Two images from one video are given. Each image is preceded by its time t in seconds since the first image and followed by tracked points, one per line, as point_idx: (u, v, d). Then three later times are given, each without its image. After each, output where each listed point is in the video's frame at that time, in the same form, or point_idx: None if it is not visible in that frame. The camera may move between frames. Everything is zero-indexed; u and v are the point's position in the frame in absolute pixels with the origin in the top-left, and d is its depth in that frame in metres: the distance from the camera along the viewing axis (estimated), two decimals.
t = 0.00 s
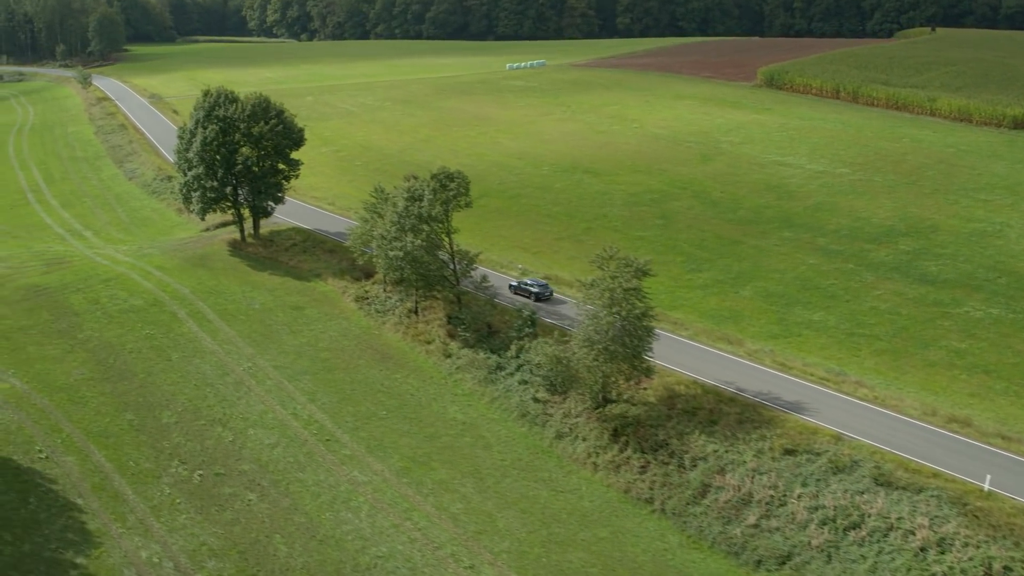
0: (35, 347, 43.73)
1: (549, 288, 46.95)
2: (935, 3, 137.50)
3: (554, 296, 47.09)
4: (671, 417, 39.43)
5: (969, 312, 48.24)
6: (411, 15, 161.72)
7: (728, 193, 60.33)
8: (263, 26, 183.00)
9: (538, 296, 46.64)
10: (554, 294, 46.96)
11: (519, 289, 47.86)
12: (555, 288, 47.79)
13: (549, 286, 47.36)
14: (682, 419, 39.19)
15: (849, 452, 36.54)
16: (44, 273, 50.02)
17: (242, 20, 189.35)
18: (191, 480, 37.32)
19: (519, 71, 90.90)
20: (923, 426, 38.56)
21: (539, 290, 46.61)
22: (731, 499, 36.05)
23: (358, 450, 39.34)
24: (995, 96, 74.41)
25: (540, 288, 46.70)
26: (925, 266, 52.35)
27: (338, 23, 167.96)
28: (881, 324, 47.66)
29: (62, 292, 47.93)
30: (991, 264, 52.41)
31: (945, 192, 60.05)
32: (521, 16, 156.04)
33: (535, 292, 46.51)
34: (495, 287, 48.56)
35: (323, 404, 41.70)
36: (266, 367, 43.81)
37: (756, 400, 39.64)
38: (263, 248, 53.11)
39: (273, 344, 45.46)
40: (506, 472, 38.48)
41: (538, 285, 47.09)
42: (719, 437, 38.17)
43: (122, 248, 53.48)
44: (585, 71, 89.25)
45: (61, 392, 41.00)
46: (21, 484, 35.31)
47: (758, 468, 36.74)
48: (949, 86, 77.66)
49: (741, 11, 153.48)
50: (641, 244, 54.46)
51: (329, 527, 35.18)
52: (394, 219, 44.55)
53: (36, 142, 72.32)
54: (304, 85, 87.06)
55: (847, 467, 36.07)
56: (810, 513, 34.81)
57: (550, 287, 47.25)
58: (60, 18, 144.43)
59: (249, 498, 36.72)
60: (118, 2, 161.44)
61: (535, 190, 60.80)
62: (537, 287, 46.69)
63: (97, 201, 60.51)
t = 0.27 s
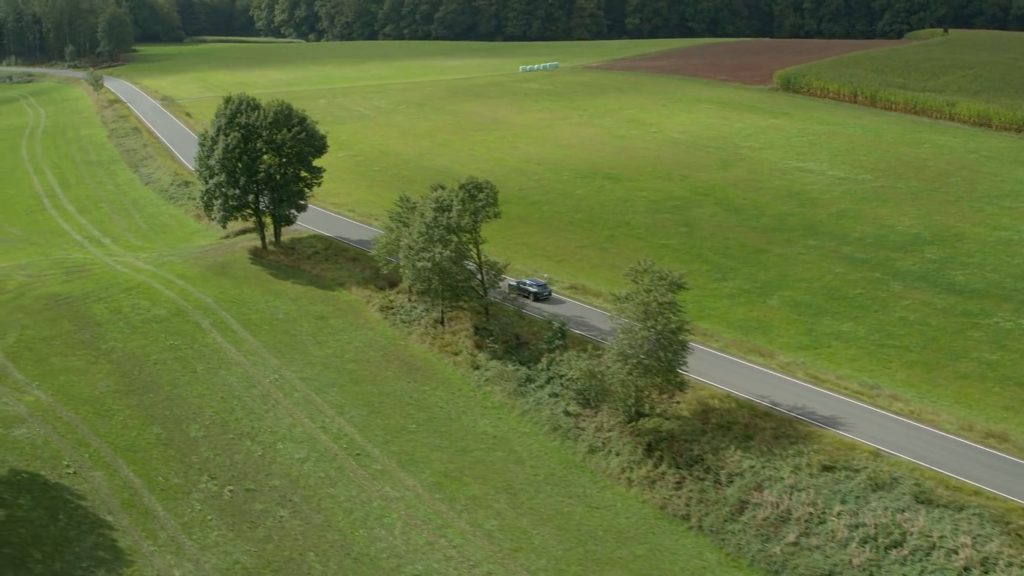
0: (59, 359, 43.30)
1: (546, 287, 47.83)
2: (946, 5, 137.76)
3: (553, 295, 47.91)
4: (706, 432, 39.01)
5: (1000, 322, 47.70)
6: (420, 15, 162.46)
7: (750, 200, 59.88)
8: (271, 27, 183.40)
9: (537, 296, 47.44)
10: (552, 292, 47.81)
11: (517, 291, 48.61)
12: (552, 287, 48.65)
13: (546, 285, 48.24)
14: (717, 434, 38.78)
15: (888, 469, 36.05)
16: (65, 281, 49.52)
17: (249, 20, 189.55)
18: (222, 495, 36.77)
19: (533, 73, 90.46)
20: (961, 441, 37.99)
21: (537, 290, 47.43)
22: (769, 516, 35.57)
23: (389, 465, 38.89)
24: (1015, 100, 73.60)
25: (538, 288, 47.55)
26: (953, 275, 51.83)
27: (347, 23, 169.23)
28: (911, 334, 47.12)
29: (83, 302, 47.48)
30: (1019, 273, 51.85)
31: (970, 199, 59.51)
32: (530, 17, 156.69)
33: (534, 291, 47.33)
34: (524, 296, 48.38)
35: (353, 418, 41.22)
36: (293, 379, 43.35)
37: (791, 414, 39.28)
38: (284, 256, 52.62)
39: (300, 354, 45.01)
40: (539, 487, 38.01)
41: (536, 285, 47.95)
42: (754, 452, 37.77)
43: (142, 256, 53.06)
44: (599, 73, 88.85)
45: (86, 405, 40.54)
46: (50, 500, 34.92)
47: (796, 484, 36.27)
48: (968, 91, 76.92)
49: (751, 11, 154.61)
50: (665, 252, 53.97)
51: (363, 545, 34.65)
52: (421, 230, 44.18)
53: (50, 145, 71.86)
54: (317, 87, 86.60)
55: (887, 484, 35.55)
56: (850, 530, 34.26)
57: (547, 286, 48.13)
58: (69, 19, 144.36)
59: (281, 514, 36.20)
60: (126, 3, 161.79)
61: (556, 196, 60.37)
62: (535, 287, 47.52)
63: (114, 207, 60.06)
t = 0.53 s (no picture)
0: (83, 370, 42.72)
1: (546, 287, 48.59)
2: (955, 6, 138.08)
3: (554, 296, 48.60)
4: (741, 447, 38.60)
5: None
6: (428, 15, 163.31)
7: (773, 207, 59.45)
8: (279, 27, 183.64)
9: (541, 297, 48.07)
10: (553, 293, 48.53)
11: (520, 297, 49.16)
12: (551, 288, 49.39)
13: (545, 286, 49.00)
14: (752, 450, 38.37)
15: (928, 486, 35.50)
16: (85, 290, 49.02)
17: (257, 20, 189.66)
18: (253, 512, 36.03)
19: (546, 75, 90.12)
20: (1001, 458, 37.40)
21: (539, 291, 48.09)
22: (808, 534, 35.02)
23: (420, 480, 38.37)
24: None
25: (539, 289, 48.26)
26: (980, 284, 51.31)
27: (355, 23, 170.44)
28: (941, 345, 46.53)
29: (105, 311, 46.95)
30: None
31: (994, 207, 59.01)
32: (538, 18, 157.15)
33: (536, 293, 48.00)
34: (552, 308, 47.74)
35: (382, 431, 40.75)
36: (319, 391, 42.86)
37: (826, 429, 38.89)
38: (306, 264, 52.41)
39: (326, 366, 44.55)
40: (574, 503, 37.50)
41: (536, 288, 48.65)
42: (791, 468, 37.30)
43: (162, 264, 52.56)
44: (613, 76, 88.50)
45: (112, 419, 39.84)
46: (78, 516, 33.96)
47: (834, 501, 35.72)
48: (987, 94, 76.42)
49: (760, 11, 155.13)
50: (690, 260, 53.49)
51: (398, 562, 34.04)
52: (449, 241, 43.75)
53: (63, 149, 71.29)
54: (330, 90, 86.09)
55: (927, 502, 34.94)
56: (891, 548, 33.63)
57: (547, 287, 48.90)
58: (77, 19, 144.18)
59: (313, 531, 35.49)
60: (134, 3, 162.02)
61: (577, 203, 59.92)
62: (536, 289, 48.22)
63: (131, 212, 59.56)
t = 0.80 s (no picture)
0: (104, 380, 42.31)
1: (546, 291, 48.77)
2: (965, 6, 137.92)
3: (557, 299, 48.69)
4: (771, 460, 38.21)
5: None
6: (436, 15, 163.08)
7: (792, 213, 59.09)
8: (285, 26, 183.44)
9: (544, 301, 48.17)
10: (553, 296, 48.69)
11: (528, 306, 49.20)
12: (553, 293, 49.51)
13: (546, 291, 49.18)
14: (782, 462, 37.97)
15: (962, 500, 34.88)
16: (103, 297, 48.62)
17: (263, 20, 189.26)
18: (280, 525, 35.49)
19: (558, 77, 89.72)
20: None
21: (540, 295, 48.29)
22: (841, 549, 34.43)
23: (447, 493, 37.89)
24: None
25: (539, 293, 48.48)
26: (1004, 292, 50.83)
27: (362, 22, 170.41)
28: (967, 354, 46.00)
29: (124, 319, 46.54)
30: None
31: (1015, 212, 58.56)
32: (546, 17, 156.83)
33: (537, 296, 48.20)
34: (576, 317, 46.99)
35: (407, 442, 40.36)
36: (343, 401, 42.48)
37: (856, 442, 38.50)
38: (325, 271, 52.15)
39: (348, 375, 44.19)
40: (603, 516, 37.03)
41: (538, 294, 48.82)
42: (822, 482, 36.83)
43: (179, 270, 52.20)
44: (626, 78, 88.14)
45: (135, 430, 39.35)
46: (104, 529, 33.59)
47: (867, 516, 35.14)
48: (1003, 97, 75.90)
49: (768, 11, 155.02)
50: (710, 267, 53.08)
51: None
52: (473, 250, 43.38)
53: (74, 151, 70.82)
54: (342, 91, 85.63)
55: (961, 516, 34.31)
56: (927, 564, 32.93)
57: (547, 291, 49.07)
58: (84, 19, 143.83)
59: (341, 545, 34.92)
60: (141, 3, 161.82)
61: (595, 208, 59.53)
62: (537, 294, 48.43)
63: (146, 217, 59.16)
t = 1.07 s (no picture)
0: (127, 390, 41.52)
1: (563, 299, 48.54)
2: (974, 7, 137.76)
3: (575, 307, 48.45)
4: (806, 474, 37.82)
5: None
6: (444, 15, 162.81)
7: (814, 218, 58.68)
8: (292, 25, 183.14)
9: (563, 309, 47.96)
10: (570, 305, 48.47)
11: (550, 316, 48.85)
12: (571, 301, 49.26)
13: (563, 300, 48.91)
14: (818, 476, 37.57)
15: (1001, 516, 34.19)
16: (124, 305, 48.08)
17: (270, 19, 188.74)
18: (311, 540, 34.43)
19: (571, 78, 89.25)
20: None
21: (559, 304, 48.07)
22: (880, 565, 33.74)
23: (478, 507, 37.24)
24: None
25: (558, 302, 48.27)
26: None
27: (370, 21, 170.14)
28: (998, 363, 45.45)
29: (146, 328, 45.95)
30: None
31: None
32: (554, 17, 156.43)
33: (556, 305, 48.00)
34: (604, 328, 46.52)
35: (436, 455, 39.87)
36: (370, 413, 41.98)
37: (890, 455, 38.09)
38: (346, 278, 51.94)
39: (374, 386, 43.75)
40: (637, 531, 36.43)
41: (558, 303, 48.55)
42: (858, 496, 36.34)
43: (198, 277, 51.66)
44: (640, 80, 87.67)
45: (160, 442, 38.43)
46: (133, 546, 32.39)
47: (905, 531, 34.47)
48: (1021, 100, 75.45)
49: (777, 11, 154.91)
50: (735, 274, 52.59)
51: None
52: (501, 259, 43.04)
53: (86, 154, 70.17)
54: (355, 92, 85.06)
55: (1002, 532, 33.57)
56: None
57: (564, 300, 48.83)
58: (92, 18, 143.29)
59: (373, 561, 33.94)
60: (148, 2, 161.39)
61: (615, 213, 59.08)
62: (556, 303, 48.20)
63: (163, 222, 58.61)
